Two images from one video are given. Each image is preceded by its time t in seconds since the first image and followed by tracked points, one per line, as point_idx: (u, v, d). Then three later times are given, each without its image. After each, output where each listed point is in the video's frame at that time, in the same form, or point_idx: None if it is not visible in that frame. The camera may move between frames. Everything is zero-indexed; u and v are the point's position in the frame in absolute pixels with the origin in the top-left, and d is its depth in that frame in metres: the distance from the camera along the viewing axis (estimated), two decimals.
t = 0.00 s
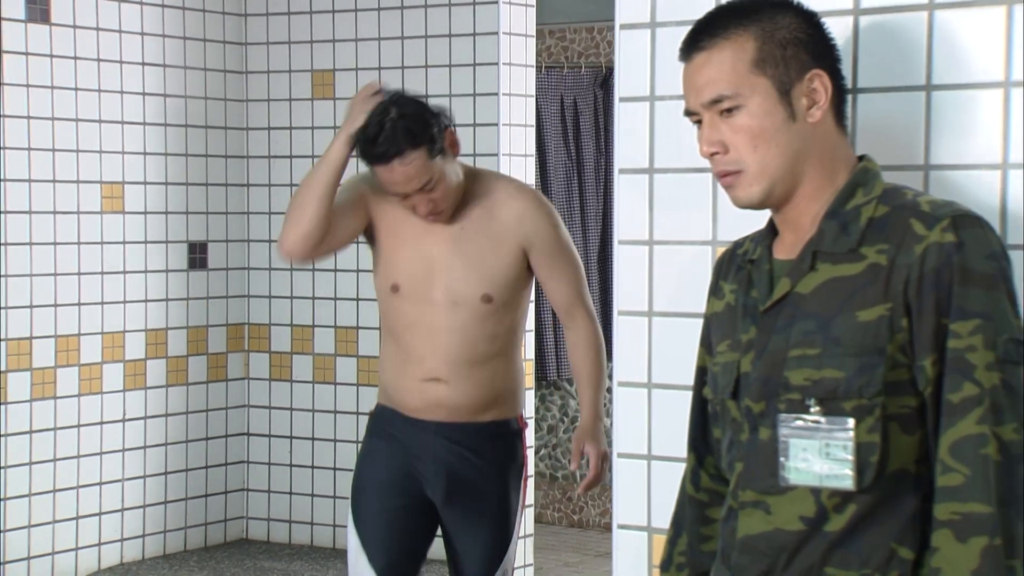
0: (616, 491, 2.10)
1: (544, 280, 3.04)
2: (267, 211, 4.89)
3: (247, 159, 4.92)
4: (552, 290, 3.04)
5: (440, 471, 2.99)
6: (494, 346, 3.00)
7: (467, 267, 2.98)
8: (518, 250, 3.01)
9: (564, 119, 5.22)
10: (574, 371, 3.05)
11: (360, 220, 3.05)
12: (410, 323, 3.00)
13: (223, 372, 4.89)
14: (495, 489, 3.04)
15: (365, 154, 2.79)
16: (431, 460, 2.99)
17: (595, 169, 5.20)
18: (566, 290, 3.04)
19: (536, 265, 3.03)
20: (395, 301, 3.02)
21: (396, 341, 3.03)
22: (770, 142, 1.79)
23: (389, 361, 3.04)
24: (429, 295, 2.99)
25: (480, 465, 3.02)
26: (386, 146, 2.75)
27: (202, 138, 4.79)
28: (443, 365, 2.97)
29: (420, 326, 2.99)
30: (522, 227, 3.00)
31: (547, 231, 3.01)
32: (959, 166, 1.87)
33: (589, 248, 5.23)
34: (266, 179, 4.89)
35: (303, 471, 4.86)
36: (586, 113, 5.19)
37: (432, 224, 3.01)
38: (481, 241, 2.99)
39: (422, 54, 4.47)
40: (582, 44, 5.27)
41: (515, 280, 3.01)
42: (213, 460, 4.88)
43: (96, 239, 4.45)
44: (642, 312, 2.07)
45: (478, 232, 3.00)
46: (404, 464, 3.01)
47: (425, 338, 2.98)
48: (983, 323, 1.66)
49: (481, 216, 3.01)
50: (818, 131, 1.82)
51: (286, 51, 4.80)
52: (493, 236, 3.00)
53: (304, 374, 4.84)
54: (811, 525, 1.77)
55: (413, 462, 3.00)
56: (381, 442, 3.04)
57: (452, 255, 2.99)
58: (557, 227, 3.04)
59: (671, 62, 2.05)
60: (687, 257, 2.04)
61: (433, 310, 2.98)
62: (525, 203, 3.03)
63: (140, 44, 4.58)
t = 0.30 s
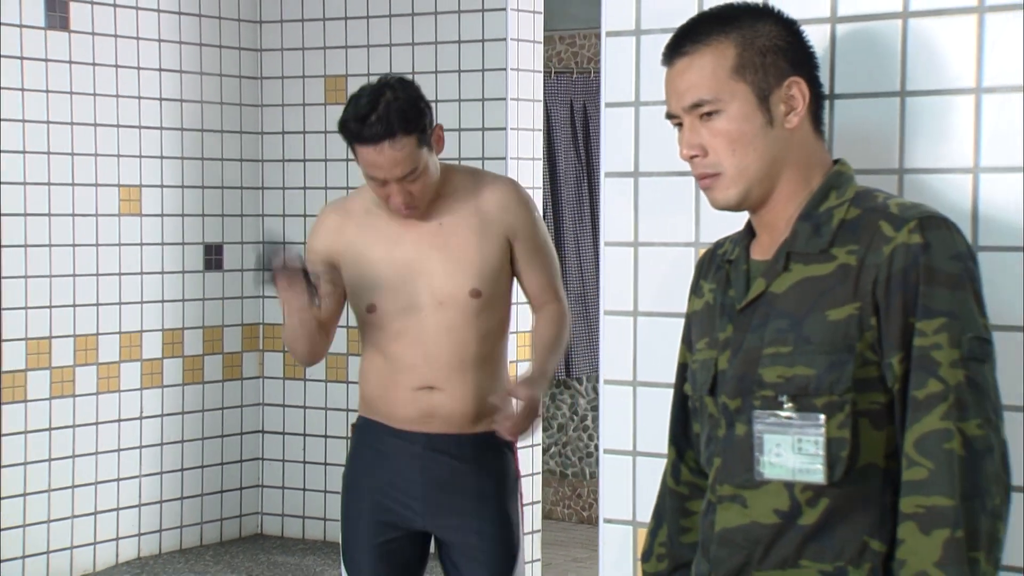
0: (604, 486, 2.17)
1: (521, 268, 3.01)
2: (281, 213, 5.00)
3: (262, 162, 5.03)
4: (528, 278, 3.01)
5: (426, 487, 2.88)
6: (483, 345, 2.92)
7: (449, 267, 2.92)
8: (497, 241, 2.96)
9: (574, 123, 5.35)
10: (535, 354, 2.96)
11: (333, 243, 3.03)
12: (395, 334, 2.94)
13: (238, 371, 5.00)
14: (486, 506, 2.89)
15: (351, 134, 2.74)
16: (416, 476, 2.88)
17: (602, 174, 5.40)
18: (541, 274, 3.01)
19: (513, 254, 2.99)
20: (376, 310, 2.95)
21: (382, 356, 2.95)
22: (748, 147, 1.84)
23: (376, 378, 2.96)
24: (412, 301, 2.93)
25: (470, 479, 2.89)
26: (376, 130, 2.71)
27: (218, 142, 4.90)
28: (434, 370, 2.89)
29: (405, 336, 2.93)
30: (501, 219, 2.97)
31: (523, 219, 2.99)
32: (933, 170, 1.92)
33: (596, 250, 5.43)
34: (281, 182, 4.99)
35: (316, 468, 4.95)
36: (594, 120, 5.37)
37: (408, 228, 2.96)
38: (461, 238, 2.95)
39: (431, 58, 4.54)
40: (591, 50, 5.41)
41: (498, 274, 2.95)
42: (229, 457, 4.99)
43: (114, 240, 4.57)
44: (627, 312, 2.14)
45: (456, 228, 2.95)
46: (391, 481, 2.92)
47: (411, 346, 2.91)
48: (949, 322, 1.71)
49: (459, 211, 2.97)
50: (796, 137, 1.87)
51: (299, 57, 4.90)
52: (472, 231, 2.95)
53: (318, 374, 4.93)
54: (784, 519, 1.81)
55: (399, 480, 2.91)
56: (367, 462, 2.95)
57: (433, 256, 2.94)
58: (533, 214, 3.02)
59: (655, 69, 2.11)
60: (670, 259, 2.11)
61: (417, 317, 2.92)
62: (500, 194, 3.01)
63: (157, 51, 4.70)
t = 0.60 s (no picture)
0: (580, 482, 2.23)
1: (510, 300, 2.91)
2: (281, 216, 5.07)
3: (262, 166, 5.11)
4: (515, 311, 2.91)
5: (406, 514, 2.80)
6: (467, 374, 2.83)
7: (440, 288, 2.84)
8: (492, 266, 2.88)
9: (569, 127, 5.49)
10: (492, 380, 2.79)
11: (316, 251, 2.90)
12: (376, 354, 2.83)
13: (238, 371, 5.08)
14: (468, 514, 2.83)
15: (362, 104, 2.73)
16: (394, 504, 2.80)
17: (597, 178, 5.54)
18: (533, 310, 2.91)
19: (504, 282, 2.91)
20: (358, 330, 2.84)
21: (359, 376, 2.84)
22: (718, 152, 1.88)
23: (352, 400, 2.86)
24: (398, 320, 2.83)
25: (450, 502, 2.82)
26: (388, 97, 2.71)
27: (218, 146, 4.98)
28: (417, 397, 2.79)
29: (387, 356, 2.82)
30: (497, 244, 2.90)
31: (521, 249, 2.93)
32: (898, 174, 1.97)
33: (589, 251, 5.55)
34: (280, 185, 5.07)
35: (315, 467, 5.02)
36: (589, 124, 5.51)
37: (401, 243, 2.88)
38: (455, 259, 2.86)
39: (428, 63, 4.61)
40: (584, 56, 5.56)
41: (491, 301, 2.88)
42: (229, 455, 5.06)
43: (115, 242, 4.64)
44: (603, 313, 2.19)
45: (451, 249, 2.87)
46: (367, 514, 2.82)
47: (393, 369, 2.81)
48: (909, 322, 1.74)
49: (455, 231, 2.89)
50: (763, 142, 1.91)
51: (298, 62, 4.99)
52: (466, 253, 2.87)
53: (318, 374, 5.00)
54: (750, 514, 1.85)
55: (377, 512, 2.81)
56: (344, 485, 2.86)
57: (423, 276, 2.85)
58: (530, 247, 2.95)
59: (630, 75, 2.16)
60: (647, 261, 2.15)
61: (403, 338, 2.82)
62: (498, 219, 2.93)
63: (159, 56, 4.78)
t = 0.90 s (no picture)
0: (559, 480, 2.29)
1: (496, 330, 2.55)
2: (276, 219, 5.16)
3: (258, 170, 5.19)
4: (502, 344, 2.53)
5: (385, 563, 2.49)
6: (439, 408, 2.51)
7: (411, 313, 2.54)
8: (469, 292, 2.55)
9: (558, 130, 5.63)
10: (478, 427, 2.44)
11: (293, 270, 2.69)
12: (343, 385, 2.56)
13: (235, 371, 5.15)
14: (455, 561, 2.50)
15: (330, 106, 2.51)
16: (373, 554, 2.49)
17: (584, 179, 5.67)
18: (519, 342, 2.52)
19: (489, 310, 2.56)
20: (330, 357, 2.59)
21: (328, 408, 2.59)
22: (689, 156, 1.92)
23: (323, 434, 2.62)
24: (366, 348, 2.55)
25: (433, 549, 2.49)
26: (357, 94, 2.51)
27: (214, 149, 5.05)
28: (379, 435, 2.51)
29: (353, 388, 2.55)
30: (475, 268, 2.56)
31: (504, 273, 2.55)
32: (866, 179, 2.02)
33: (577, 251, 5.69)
34: (276, 189, 5.15)
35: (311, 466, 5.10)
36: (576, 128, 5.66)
37: (372, 264, 2.60)
38: (426, 281, 2.55)
39: (421, 70, 4.63)
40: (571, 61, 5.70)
41: (469, 330, 2.54)
42: (225, 455, 5.13)
43: (113, 245, 4.70)
44: (581, 314, 2.25)
45: (422, 271, 2.56)
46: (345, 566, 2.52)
47: (361, 400, 2.53)
48: (874, 325, 1.77)
49: (429, 252, 2.58)
50: (734, 147, 1.95)
51: (293, 68, 5.05)
52: (438, 276, 2.55)
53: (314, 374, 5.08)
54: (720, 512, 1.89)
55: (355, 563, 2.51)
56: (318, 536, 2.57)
57: (393, 300, 2.56)
58: (520, 271, 2.57)
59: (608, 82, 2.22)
60: (624, 263, 2.21)
61: (369, 368, 2.54)
62: (482, 239, 2.59)
63: (156, 61, 4.84)
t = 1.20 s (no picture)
0: (550, 474, 2.39)
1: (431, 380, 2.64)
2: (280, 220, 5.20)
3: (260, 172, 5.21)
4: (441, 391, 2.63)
5: None
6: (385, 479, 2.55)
7: (346, 384, 2.56)
8: (399, 351, 2.59)
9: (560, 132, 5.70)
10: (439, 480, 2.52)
11: (206, 362, 2.63)
12: (284, 470, 2.55)
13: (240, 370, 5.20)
14: None
15: (257, 160, 2.56)
16: None
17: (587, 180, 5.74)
18: (458, 391, 2.63)
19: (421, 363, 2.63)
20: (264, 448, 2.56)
21: (270, 497, 2.58)
22: (674, 157, 1.96)
23: (264, 526, 2.58)
24: (302, 429, 2.55)
25: None
26: (286, 144, 2.55)
27: (218, 151, 5.07)
28: (330, 518, 2.53)
29: (296, 472, 2.55)
30: (401, 326, 2.60)
31: (432, 322, 2.61)
32: (848, 179, 2.08)
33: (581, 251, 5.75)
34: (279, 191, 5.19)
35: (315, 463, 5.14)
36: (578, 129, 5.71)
37: (298, 339, 2.61)
38: (356, 350, 2.58)
39: (422, 72, 4.64)
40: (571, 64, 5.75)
41: (403, 387, 2.58)
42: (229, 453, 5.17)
43: (118, 246, 4.75)
44: (573, 313, 2.35)
45: (350, 339, 2.59)
46: None
47: (305, 482, 2.54)
48: (856, 325, 1.78)
49: (354, 317, 2.61)
50: (719, 148, 1.99)
51: (296, 71, 4.99)
52: (365, 342, 2.59)
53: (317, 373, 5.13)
54: (704, 508, 1.91)
55: None
56: None
57: (327, 369, 2.58)
58: (444, 316, 2.65)
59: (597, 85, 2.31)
60: (614, 263, 2.31)
61: (307, 447, 2.55)
62: (401, 293, 2.64)
63: (160, 63, 4.86)
